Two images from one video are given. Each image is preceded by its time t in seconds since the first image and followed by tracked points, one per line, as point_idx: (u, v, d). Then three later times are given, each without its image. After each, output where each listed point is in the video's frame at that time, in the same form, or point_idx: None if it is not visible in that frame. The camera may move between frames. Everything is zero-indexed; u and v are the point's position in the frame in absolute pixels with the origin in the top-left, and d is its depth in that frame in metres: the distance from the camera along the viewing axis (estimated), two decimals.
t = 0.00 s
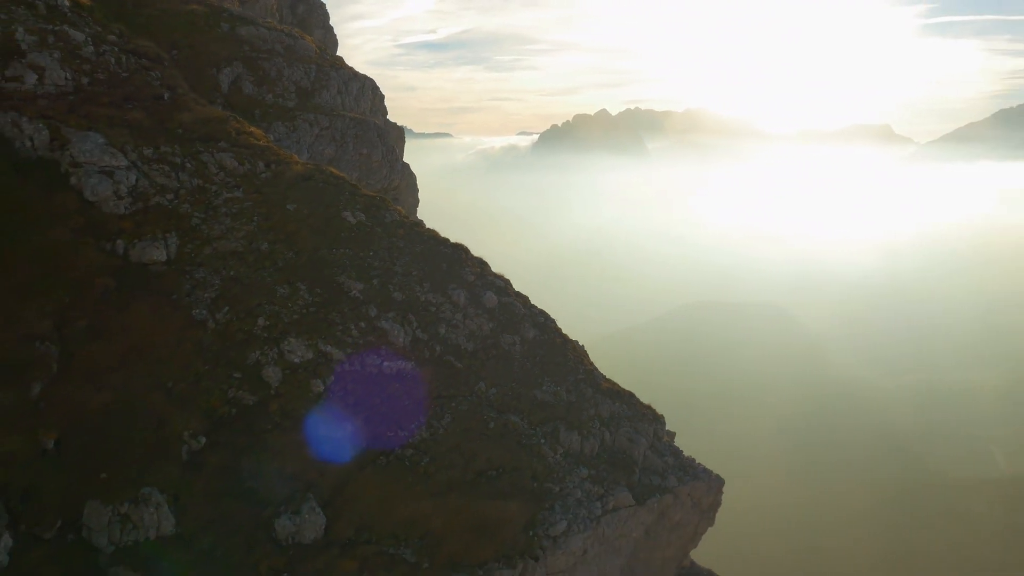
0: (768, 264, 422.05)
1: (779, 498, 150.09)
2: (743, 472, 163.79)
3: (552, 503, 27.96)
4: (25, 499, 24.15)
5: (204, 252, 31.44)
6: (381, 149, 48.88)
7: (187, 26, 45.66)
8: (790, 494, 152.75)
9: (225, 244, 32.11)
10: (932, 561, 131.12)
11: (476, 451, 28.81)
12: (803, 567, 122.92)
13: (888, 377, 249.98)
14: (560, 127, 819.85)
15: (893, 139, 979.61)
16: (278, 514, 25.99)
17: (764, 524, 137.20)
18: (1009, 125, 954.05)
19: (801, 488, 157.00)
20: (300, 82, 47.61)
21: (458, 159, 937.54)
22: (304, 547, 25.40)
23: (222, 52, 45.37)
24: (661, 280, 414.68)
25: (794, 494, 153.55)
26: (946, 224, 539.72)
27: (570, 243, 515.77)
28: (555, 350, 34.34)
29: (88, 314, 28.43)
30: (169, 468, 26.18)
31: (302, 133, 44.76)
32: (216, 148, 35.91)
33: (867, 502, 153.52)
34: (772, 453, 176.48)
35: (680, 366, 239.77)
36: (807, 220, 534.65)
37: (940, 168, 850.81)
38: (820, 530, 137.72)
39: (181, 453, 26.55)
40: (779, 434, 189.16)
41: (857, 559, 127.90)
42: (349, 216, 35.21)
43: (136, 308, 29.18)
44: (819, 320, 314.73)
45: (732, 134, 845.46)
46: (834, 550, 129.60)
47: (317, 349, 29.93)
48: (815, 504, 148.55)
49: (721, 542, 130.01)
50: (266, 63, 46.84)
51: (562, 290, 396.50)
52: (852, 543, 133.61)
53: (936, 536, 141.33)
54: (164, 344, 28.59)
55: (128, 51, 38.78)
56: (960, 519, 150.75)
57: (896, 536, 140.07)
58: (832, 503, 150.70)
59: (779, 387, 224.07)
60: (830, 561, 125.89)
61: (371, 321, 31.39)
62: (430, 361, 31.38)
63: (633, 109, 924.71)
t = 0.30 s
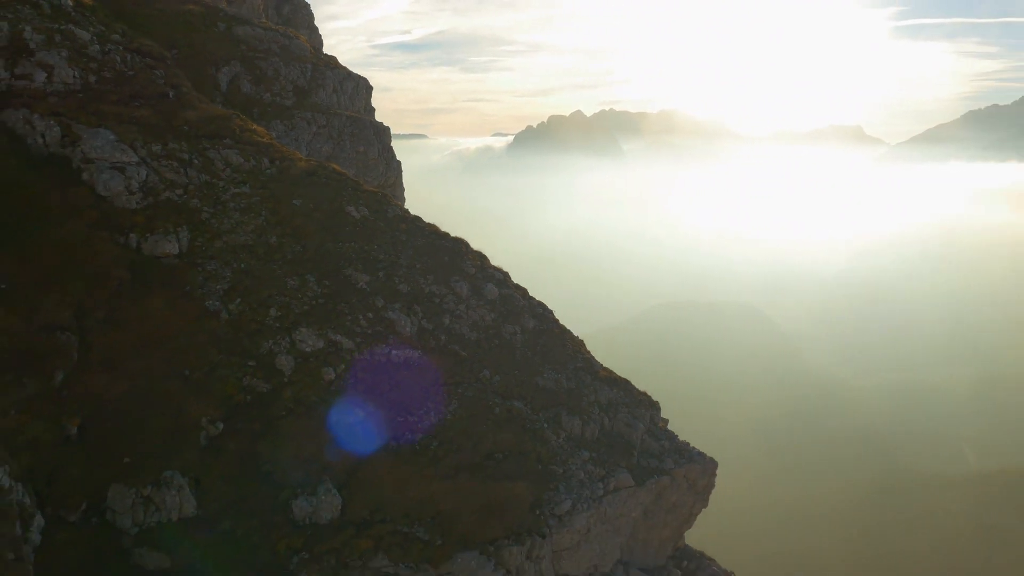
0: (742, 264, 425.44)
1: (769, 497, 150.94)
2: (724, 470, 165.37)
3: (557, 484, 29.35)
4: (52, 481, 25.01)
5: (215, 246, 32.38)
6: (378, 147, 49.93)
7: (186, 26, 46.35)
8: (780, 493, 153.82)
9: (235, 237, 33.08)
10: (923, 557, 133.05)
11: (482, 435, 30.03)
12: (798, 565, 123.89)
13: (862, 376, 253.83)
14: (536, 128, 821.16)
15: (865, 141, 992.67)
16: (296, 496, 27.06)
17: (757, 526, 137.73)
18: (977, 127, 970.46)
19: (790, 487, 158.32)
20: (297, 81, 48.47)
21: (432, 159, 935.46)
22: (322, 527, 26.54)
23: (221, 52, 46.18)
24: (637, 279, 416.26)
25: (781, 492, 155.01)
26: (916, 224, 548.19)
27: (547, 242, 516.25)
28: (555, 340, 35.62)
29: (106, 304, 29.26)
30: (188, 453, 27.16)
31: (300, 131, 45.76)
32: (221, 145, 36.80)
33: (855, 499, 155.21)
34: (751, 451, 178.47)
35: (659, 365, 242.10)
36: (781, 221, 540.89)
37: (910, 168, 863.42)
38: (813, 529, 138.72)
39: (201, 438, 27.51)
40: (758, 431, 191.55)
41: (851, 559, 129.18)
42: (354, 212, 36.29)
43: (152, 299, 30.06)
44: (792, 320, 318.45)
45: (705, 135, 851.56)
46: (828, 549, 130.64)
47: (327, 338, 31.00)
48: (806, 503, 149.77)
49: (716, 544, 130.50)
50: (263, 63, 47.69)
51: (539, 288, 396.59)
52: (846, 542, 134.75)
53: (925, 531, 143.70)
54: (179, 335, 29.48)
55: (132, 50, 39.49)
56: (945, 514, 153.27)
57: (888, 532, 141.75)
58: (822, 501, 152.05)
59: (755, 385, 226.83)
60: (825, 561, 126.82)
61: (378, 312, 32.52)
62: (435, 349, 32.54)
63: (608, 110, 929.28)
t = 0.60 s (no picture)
0: (718, 265, 428.77)
1: (760, 497, 151.91)
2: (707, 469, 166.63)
3: (556, 467, 30.65)
4: (71, 466, 25.83)
5: (221, 239, 33.23)
6: (372, 144, 51.14)
7: (181, 25, 46.89)
8: (767, 493, 154.87)
9: (241, 231, 33.97)
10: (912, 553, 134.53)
11: (484, 422, 31.28)
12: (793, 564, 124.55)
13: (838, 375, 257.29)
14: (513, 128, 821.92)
15: (839, 141, 1003.50)
16: (305, 480, 28.08)
17: (750, 526, 138.47)
18: (948, 128, 984.28)
19: (772, 485, 159.85)
20: (292, 81, 49.31)
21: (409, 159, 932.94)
22: (332, 508, 27.59)
23: (215, 50, 46.84)
24: (615, 279, 417.96)
25: (765, 490, 156.36)
26: (890, 224, 555.32)
27: (524, 241, 516.58)
28: (550, 330, 36.90)
29: (118, 296, 30.04)
30: (201, 438, 28.08)
31: (295, 130, 46.81)
32: (223, 142, 37.59)
33: (839, 496, 156.84)
34: (731, 450, 180.22)
35: (638, 365, 243.47)
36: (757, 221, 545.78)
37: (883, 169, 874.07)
38: (802, 528, 139.64)
39: (213, 424, 28.42)
40: (738, 430, 193.67)
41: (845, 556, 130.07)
42: (353, 207, 37.28)
43: (161, 290, 30.89)
44: (768, 320, 321.53)
45: (681, 136, 857.38)
46: (821, 548, 131.54)
47: (331, 328, 32.01)
48: (793, 502, 150.89)
49: (710, 545, 130.90)
50: (258, 62, 48.41)
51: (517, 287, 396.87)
52: (836, 540, 135.79)
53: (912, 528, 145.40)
54: (189, 325, 30.34)
55: (132, 49, 40.13)
56: (930, 511, 155.17)
57: (877, 530, 143.16)
58: (808, 499, 153.36)
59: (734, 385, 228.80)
60: (817, 560, 127.55)
61: (381, 303, 33.56)
62: (437, 339, 33.65)
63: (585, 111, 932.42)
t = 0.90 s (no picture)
0: (692, 266, 432.02)
1: (744, 497, 153.46)
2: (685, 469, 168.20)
3: (552, 450, 32.06)
4: (88, 450, 26.69)
5: (224, 233, 34.21)
6: (363, 142, 52.09)
7: (174, 25, 47.56)
8: (748, 491, 156.55)
9: (243, 225, 34.96)
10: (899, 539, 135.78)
11: (483, 408, 32.56)
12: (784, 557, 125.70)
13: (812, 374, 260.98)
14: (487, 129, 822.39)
15: (809, 143, 1014.65)
16: (313, 463, 29.10)
17: (739, 525, 139.59)
18: (917, 129, 999.14)
19: (751, 483, 161.68)
20: (283, 80, 50.18)
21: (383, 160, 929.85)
22: (339, 489, 28.77)
23: (208, 49, 47.57)
24: (589, 279, 419.69)
25: (745, 489, 158.00)
26: (861, 224, 563.11)
27: (500, 241, 516.50)
28: (543, 321, 38.20)
29: (127, 287, 30.86)
30: (211, 424, 28.99)
31: (288, 128, 47.75)
32: (222, 139, 38.49)
33: (818, 489, 158.95)
34: (707, 450, 182.16)
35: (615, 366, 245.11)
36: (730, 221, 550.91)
37: (853, 170, 885.22)
38: (784, 522, 141.17)
39: (222, 411, 29.36)
40: (714, 430, 195.85)
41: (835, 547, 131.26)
42: (351, 202, 38.39)
43: (169, 280, 31.83)
44: (741, 320, 324.82)
45: (655, 137, 862.46)
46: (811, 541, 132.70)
47: (334, 318, 33.11)
48: (774, 499, 152.60)
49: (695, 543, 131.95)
50: (250, 61, 49.22)
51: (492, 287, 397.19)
52: (819, 531, 137.30)
53: (897, 514, 147.02)
54: (197, 315, 31.26)
55: (130, 47, 40.89)
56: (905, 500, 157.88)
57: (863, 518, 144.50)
58: (787, 495, 155.21)
59: (709, 385, 231.06)
60: (803, 551, 128.80)
61: (380, 294, 34.73)
62: (435, 328, 34.76)
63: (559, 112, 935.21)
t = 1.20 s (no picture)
0: (667, 266, 434.22)
1: (727, 497, 154.77)
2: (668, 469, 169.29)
3: (548, 437, 33.30)
4: (98, 439, 27.40)
5: (226, 227, 35.10)
6: (354, 140, 53.06)
7: (167, 25, 48.05)
8: (731, 491, 157.75)
9: (244, 220, 35.84)
10: (888, 525, 137.17)
11: (478, 395, 33.73)
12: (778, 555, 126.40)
13: (788, 373, 263.95)
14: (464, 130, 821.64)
15: (783, 144, 1023.70)
16: (317, 449, 30.06)
17: (729, 524, 140.42)
18: (890, 129, 1010.88)
19: (733, 483, 163.17)
20: (276, 78, 51.01)
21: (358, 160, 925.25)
22: (343, 474, 29.81)
23: (201, 48, 48.12)
24: (566, 278, 420.45)
25: (727, 489, 159.42)
26: (836, 224, 569.15)
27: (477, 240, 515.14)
28: (535, 312, 39.38)
29: (133, 280, 31.59)
30: (218, 411, 29.82)
31: (280, 124, 48.64)
32: (219, 136, 39.23)
33: (799, 485, 160.73)
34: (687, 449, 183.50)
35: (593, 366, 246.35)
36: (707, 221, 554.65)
37: (827, 170, 894.11)
38: (771, 521, 142.31)
39: (228, 398, 30.20)
40: (693, 430, 197.45)
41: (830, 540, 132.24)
42: (347, 198, 39.37)
43: (173, 273, 32.58)
44: (717, 319, 327.20)
45: (631, 138, 866.30)
46: (804, 538, 133.74)
47: (335, 309, 34.07)
48: (757, 497, 153.97)
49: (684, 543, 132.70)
50: (243, 60, 49.91)
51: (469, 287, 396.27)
52: (805, 526, 138.54)
53: (883, 502, 148.68)
54: (202, 307, 32.09)
55: (126, 45, 41.43)
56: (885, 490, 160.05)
57: (851, 508, 146.06)
58: (770, 493, 156.65)
59: (687, 385, 232.48)
60: (792, 549, 129.71)
61: (379, 287, 35.76)
62: (432, 319, 35.81)
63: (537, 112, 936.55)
